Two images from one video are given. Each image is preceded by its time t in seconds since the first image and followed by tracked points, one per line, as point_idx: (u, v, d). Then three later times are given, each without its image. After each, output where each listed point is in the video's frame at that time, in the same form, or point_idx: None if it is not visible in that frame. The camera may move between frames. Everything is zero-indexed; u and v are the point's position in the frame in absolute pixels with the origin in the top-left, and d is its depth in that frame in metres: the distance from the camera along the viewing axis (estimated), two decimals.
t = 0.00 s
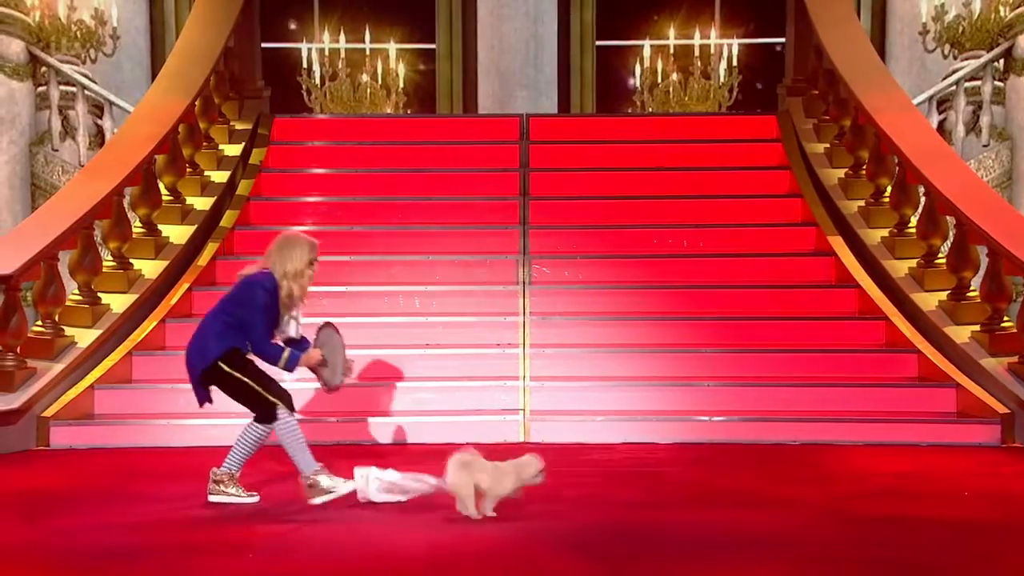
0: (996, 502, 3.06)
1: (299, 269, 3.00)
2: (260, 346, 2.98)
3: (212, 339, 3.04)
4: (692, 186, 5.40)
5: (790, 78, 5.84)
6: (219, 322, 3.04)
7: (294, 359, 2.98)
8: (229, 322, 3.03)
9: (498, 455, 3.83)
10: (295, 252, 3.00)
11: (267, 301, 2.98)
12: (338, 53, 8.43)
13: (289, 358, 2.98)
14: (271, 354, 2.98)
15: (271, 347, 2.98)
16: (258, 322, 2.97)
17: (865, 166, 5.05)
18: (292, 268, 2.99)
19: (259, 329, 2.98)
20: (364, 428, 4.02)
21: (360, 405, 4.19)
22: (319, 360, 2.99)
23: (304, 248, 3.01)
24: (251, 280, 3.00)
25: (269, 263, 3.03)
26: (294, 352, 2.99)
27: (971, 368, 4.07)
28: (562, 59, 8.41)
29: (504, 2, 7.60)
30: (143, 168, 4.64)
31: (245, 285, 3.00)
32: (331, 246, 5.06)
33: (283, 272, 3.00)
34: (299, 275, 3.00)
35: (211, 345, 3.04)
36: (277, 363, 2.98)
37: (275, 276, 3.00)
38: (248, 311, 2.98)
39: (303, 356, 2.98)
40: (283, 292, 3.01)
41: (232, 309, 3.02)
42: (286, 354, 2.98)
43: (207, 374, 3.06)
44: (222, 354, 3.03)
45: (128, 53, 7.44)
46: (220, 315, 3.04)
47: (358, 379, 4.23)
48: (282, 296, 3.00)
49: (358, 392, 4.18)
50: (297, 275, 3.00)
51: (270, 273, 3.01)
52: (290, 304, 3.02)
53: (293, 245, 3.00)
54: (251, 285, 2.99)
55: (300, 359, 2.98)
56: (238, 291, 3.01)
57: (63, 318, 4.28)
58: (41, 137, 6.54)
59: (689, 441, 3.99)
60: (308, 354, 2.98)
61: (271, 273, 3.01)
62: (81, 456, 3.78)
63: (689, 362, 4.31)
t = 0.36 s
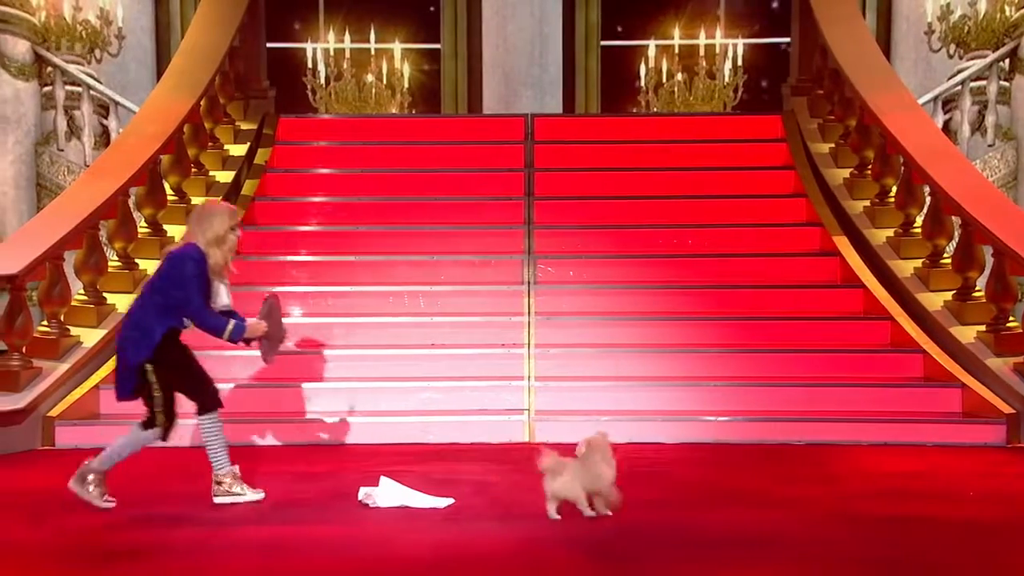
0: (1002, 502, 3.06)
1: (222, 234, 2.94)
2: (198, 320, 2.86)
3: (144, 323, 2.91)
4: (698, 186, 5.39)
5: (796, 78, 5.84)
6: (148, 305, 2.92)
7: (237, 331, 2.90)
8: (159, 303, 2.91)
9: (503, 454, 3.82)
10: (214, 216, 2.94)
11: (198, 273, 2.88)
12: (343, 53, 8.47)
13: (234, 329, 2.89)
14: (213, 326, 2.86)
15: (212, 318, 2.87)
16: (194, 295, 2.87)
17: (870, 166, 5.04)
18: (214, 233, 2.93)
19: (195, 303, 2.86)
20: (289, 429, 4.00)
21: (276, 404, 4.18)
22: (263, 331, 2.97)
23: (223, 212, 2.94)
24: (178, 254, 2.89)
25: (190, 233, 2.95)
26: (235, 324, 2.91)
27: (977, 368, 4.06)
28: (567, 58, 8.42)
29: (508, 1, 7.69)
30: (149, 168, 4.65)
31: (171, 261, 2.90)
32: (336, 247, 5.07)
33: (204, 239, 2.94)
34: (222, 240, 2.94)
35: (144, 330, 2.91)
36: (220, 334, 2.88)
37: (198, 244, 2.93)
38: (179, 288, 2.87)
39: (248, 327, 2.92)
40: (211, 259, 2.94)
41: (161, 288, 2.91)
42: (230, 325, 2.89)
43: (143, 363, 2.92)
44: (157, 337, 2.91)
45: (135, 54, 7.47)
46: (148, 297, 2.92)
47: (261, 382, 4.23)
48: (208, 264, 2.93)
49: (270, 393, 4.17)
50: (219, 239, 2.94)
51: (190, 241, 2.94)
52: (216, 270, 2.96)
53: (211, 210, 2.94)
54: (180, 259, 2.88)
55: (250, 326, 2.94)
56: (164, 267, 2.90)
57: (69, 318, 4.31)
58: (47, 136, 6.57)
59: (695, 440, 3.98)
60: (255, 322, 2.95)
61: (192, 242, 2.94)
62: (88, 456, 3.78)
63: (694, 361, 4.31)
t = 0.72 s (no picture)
0: None
1: (163, 247, 2.94)
2: (147, 329, 2.87)
3: (84, 326, 2.92)
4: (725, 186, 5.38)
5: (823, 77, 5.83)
6: (88, 310, 2.93)
7: (188, 339, 2.91)
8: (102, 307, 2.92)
9: (529, 454, 3.82)
10: (155, 230, 2.93)
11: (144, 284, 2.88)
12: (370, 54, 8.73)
13: (184, 337, 2.90)
14: (164, 333, 2.88)
15: (161, 327, 2.88)
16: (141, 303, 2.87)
17: (898, 166, 5.01)
18: (154, 247, 2.93)
19: (141, 313, 2.86)
20: (234, 430, 4.00)
21: (231, 405, 4.19)
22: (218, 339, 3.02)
23: (164, 225, 2.94)
24: (122, 263, 2.89)
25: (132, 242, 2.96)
26: (188, 332, 2.92)
27: (1006, 369, 4.03)
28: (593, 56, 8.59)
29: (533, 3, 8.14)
30: (176, 168, 4.67)
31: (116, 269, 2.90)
32: (361, 247, 5.06)
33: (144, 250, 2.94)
34: (162, 253, 2.95)
35: (84, 333, 2.92)
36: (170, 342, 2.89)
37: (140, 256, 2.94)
38: (123, 296, 2.87)
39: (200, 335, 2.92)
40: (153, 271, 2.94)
41: (105, 295, 2.91)
42: (180, 332, 2.90)
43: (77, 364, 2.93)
44: (98, 338, 2.93)
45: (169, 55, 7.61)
46: (90, 300, 2.93)
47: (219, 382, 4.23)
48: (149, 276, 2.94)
49: (224, 393, 4.18)
50: (159, 252, 2.94)
51: (132, 253, 2.94)
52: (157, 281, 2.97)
53: (154, 223, 2.93)
54: (125, 268, 2.88)
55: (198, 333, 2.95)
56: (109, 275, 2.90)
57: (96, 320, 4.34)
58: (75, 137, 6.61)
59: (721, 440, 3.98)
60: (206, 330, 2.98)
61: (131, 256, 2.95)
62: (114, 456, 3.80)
63: (721, 362, 4.31)
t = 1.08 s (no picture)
0: None
1: (161, 272, 2.88)
2: (151, 349, 2.82)
3: (82, 338, 2.86)
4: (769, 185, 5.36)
5: (867, 77, 5.82)
6: (87, 322, 2.87)
7: (192, 357, 2.87)
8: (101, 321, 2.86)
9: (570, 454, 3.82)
10: (152, 257, 2.87)
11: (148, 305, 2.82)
12: (413, 54, 8.93)
13: (188, 355, 2.86)
14: (166, 353, 2.83)
15: (164, 346, 2.84)
16: (144, 322, 2.80)
17: (944, 165, 4.98)
18: (152, 273, 2.87)
19: (145, 334, 2.80)
20: (279, 429, 4.03)
21: (237, 404, 4.22)
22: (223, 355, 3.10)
23: (162, 250, 2.87)
24: (126, 284, 2.82)
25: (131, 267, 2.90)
26: (192, 350, 2.87)
27: None
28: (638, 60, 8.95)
29: (578, 3, 8.13)
30: (222, 169, 4.70)
31: (118, 287, 2.83)
32: (404, 246, 5.07)
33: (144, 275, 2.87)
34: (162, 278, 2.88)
35: (80, 346, 2.86)
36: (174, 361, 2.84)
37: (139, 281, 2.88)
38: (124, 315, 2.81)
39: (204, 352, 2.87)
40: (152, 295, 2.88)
41: (106, 311, 2.84)
42: (184, 352, 2.85)
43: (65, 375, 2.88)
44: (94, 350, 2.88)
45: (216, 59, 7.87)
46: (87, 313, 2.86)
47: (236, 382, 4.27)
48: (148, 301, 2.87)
49: (231, 394, 4.22)
50: (157, 279, 2.88)
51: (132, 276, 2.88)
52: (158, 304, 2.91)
53: (151, 249, 2.87)
54: (129, 288, 2.81)
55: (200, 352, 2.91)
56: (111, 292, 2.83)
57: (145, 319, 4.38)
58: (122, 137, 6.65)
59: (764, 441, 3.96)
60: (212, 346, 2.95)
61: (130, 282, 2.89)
62: (158, 455, 3.83)
63: (764, 362, 4.30)
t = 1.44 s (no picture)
0: None
1: (202, 294, 2.95)
2: (186, 364, 2.91)
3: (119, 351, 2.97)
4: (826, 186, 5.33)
5: (926, 77, 5.79)
6: (124, 335, 2.98)
7: (227, 374, 2.94)
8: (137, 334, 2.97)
9: (626, 455, 3.83)
10: (195, 278, 2.95)
11: (181, 321, 2.92)
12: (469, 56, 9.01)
13: (224, 372, 2.94)
14: (202, 369, 2.92)
15: (200, 361, 2.92)
16: (180, 338, 2.90)
17: (1003, 165, 4.93)
18: (193, 294, 2.95)
19: (181, 349, 2.90)
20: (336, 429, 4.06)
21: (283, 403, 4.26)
22: (258, 371, 2.99)
23: (205, 273, 2.95)
24: (161, 301, 2.93)
25: (174, 284, 2.98)
26: (227, 367, 2.95)
27: None
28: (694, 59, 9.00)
29: (634, 3, 8.17)
30: (279, 170, 4.75)
31: (154, 304, 2.94)
32: (460, 246, 5.11)
33: (186, 296, 2.95)
34: (202, 300, 2.96)
35: (119, 360, 2.97)
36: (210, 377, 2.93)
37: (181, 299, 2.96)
38: (161, 331, 2.92)
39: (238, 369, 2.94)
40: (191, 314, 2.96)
41: (142, 326, 2.96)
42: (219, 368, 2.93)
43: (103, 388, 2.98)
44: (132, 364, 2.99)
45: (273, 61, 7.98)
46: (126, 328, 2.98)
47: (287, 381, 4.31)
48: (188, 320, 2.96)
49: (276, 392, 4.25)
50: (197, 301, 2.95)
51: (174, 295, 2.96)
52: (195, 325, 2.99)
53: (195, 268, 2.95)
54: (164, 305, 2.93)
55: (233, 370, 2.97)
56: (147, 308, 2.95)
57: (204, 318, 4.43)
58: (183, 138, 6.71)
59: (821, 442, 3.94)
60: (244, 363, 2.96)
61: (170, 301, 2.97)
62: (217, 454, 3.87)
63: (822, 364, 4.28)
